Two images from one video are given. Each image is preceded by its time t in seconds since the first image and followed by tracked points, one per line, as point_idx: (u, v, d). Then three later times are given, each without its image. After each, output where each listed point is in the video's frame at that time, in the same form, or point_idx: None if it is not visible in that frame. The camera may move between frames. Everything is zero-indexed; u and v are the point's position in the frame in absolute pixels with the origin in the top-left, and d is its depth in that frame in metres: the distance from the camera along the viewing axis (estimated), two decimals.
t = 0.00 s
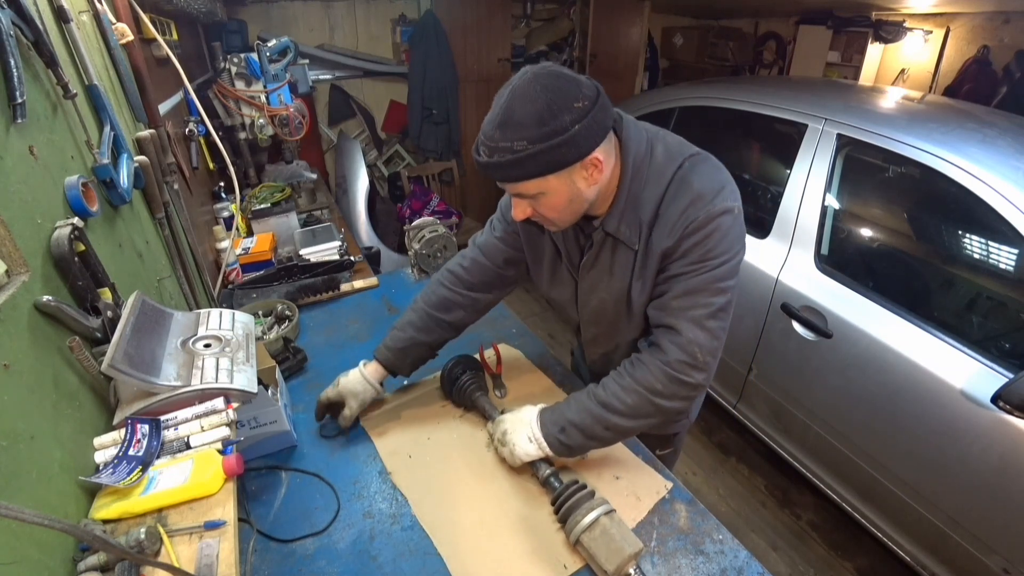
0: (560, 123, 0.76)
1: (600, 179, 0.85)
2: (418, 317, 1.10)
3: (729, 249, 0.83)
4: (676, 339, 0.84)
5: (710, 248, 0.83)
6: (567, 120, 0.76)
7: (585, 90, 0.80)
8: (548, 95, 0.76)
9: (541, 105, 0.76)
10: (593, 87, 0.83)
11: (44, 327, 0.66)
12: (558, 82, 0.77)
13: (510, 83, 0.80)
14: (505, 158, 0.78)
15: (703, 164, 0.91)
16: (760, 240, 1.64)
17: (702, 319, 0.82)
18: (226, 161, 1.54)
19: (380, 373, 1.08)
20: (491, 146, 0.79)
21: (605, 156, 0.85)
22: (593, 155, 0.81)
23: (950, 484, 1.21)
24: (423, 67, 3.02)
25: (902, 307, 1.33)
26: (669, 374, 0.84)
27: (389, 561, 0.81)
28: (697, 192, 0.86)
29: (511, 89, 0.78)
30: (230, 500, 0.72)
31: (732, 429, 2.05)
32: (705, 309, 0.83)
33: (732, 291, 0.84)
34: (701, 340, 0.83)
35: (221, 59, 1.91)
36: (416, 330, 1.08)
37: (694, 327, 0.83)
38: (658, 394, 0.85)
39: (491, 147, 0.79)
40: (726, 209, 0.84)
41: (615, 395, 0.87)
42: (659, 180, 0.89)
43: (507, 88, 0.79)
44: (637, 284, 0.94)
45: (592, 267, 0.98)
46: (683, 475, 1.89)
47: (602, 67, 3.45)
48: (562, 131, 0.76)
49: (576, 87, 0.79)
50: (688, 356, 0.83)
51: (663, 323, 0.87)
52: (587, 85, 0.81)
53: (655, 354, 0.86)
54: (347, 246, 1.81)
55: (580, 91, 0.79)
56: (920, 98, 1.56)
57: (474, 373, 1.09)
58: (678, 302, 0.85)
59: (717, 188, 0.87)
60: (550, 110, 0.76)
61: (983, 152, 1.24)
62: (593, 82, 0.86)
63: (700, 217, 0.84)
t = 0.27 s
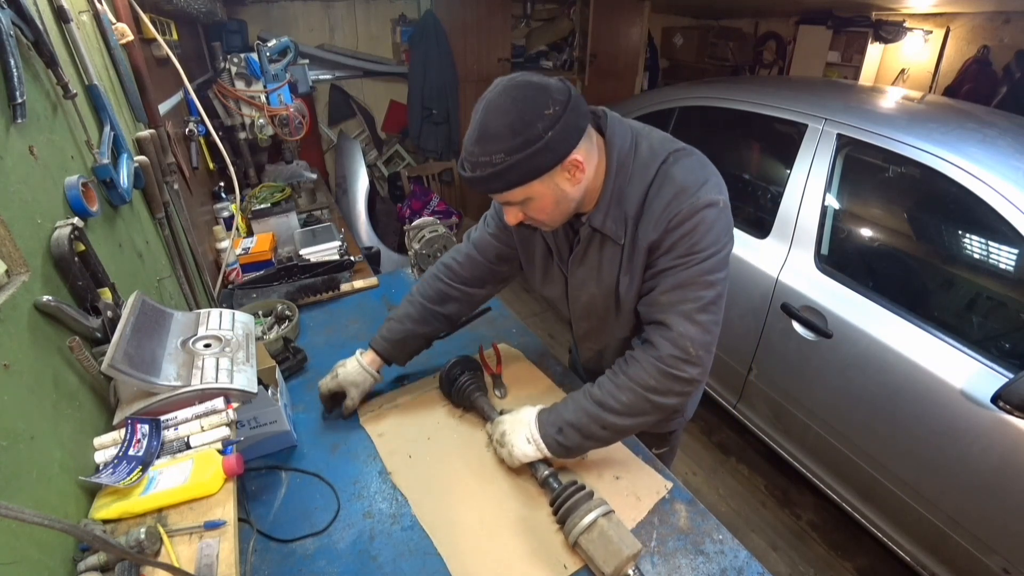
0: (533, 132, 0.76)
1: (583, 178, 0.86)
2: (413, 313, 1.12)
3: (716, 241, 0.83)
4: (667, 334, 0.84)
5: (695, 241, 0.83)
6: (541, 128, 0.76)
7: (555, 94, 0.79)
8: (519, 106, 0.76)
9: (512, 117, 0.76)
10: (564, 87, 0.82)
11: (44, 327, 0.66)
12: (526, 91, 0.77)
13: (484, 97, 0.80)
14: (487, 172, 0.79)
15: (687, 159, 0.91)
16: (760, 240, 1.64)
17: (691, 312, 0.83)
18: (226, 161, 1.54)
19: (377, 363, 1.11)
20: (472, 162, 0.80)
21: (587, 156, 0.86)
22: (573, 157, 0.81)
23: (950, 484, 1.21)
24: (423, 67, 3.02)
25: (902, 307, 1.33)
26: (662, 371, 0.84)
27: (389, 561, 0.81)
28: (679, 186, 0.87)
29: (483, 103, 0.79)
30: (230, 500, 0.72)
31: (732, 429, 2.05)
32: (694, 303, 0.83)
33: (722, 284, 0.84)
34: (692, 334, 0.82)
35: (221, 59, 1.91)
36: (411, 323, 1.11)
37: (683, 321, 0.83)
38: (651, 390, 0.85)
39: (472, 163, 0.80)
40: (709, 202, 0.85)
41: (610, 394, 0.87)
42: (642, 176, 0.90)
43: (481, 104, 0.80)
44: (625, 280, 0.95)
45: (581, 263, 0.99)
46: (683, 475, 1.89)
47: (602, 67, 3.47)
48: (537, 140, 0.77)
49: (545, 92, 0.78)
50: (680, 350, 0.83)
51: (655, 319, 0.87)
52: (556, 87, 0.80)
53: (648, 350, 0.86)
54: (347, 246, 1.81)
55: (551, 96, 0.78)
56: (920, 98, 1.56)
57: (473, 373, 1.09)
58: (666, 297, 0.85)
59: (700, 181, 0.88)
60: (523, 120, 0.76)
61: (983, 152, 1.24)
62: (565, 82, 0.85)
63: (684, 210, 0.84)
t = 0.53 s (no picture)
0: (522, 131, 0.77)
1: (574, 172, 0.87)
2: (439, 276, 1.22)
3: (704, 238, 0.84)
4: (661, 331, 0.84)
5: (682, 239, 0.84)
6: (529, 127, 0.77)
7: (540, 93, 0.80)
8: (506, 107, 0.77)
9: (501, 118, 0.77)
10: (548, 85, 0.83)
11: (43, 327, 0.66)
12: (511, 92, 0.78)
13: (471, 100, 0.81)
14: (480, 174, 0.79)
15: (674, 157, 0.92)
16: (760, 240, 1.64)
17: (681, 309, 0.83)
18: (226, 161, 1.54)
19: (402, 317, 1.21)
20: (464, 165, 0.81)
21: (576, 151, 0.87)
22: (563, 152, 0.82)
23: (949, 483, 1.21)
24: (423, 66, 3.02)
25: (902, 307, 1.33)
26: (657, 367, 0.84)
27: (389, 561, 0.81)
28: (665, 183, 0.88)
29: (471, 106, 0.79)
30: (230, 501, 0.72)
31: (732, 429, 2.05)
32: (684, 300, 0.83)
33: (713, 280, 0.84)
34: (685, 331, 0.83)
35: (221, 59, 1.91)
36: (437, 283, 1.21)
37: (675, 317, 0.83)
38: (647, 387, 0.85)
39: (465, 167, 0.81)
40: (695, 199, 0.85)
41: (607, 393, 0.87)
42: (629, 172, 0.91)
43: (468, 108, 0.80)
44: (611, 273, 0.97)
45: (570, 256, 1.02)
46: (682, 475, 1.89)
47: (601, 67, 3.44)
48: (527, 138, 0.77)
49: (531, 91, 0.79)
50: (675, 347, 0.83)
51: (647, 317, 0.87)
52: (541, 85, 0.81)
53: (643, 347, 0.87)
54: (347, 246, 1.81)
55: (536, 95, 0.79)
56: (920, 98, 1.56)
57: (472, 374, 1.08)
58: (657, 294, 0.85)
59: (686, 179, 0.88)
60: (512, 120, 0.77)
61: (983, 152, 1.24)
62: (549, 80, 0.86)
63: (670, 208, 0.85)
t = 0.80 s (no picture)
0: (518, 117, 0.78)
1: (569, 156, 0.89)
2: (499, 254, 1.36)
3: (693, 231, 0.84)
4: (656, 320, 0.83)
5: (669, 232, 0.84)
6: (524, 112, 0.79)
7: (532, 81, 0.82)
8: (501, 94, 0.79)
9: (496, 105, 0.78)
10: (539, 73, 0.85)
11: (44, 327, 0.66)
12: (505, 80, 0.80)
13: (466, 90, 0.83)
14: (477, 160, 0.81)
15: (663, 154, 0.93)
16: (760, 240, 1.64)
17: (672, 299, 0.82)
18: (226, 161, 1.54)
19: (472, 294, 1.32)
20: (463, 154, 0.83)
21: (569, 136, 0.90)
22: (557, 136, 0.85)
23: (949, 483, 1.21)
24: (423, 66, 3.02)
25: (902, 307, 1.33)
26: (654, 355, 0.83)
27: (389, 561, 0.81)
28: (652, 178, 0.89)
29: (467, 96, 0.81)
30: (230, 501, 0.72)
31: (732, 429, 2.05)
32: (676, 289, 0.82)
33: (704, 271, 0.83)
34: (679, 319, 0.82)
35: (221, 59, 1.91)
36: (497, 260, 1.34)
37: (667, 306, 0.82)
38: (643, 375, 0.84)
39: (463, 155, 0.83)
40: (683, 194, 0.85)
41: (604, 383, 0.86)
42: (618, 166, 0.92)
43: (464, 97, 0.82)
44: (598, 264, 0.98)
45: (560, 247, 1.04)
46: (682, 475, 1.89)
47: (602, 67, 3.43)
48: (522, 123, 0.79)
49: (524, 78, 0.81)
50: (670, 335, 0.82)
51: (641, 307, 0.87)
52: (532, 73, 0.83)
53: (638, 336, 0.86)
54: (347, 246, 1.81)
55: (529, 81, 0.81)
56: (920, 98, 1.56)
57: (473, 374, 1.08)
58: (648, 285, 0.85)
59: (674, 175, 0.89)
60: (507, 106, 0.78)
61: (983, 152, 1.24)
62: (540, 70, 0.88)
63: (657, 203, 0.85)
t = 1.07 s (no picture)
0: (508, 120, 0.78)
1: (563, 160, 0.89)
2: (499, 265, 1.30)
3: (680, 245, 0.81)
4: (627, 331, 0.83)
5: (654, 245, 0.82)
6: (515, 115, 0.78)
7: (526, 83, 0.81)
8: (492, 97, 0.79)
9: (487, 108, 0.78)
10: (535, 75, 0.84)
11: (44, 327, 0.66)
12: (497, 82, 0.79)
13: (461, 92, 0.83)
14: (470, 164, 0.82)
15: (659, 164, 0.91)
16: (760, 240, 1.64)
17: (646, 314, 0.81)
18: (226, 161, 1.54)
19: (479, 310, 1.26)
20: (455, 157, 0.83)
21: (564, 140, 0.89)
22: (550, 140, 0.84)
23: (949, 484, 1.21)
24: (423, 66, 3.02)
25: (902, 307, 1.33)
26: (621, 366, 0.83)
27: (389, 561, 0.81)
28: (643, 188, 0.87)
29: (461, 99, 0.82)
30: (230, 501, 0.72)
31: (732, 429, 2.05)
32: (653, 304, 0.80)
33: (687, 288, 0.81)
34: (654, 335, 0.81)
35: (221, 59, 1.91)
36: (498, 271, 1.29)
37: (640, 320, 0.81)
38: (605, 382, 0.84)
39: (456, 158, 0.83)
40: (672, 206, 0.83)
41: (568, 381, 0.87)
42: (611, 174, 0.91)
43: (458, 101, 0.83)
44: (591, 272, 0.98)
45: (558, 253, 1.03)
46: (682, 475, 1.89)
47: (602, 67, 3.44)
48: (513, 127, 0.79)
49: (517, 81, 0.81)
50: (640, 349, 0.81)
51: (617, 318, 0.86)
52: (528, 75, 0.83)
53: (611, 340, 0.85)
54: (347, 246, 1.81)
55: (522, 84, 0.81)
56: (920, 98, 1.56)
57: (473, 375, 1.08)
58: (627, 297, 0.84)
59: (667, 187, 0.87)
60: (498, 109, 0.78)
61: (983, 152, 1.24)
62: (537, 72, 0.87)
63: (644, 214, 0.84)
